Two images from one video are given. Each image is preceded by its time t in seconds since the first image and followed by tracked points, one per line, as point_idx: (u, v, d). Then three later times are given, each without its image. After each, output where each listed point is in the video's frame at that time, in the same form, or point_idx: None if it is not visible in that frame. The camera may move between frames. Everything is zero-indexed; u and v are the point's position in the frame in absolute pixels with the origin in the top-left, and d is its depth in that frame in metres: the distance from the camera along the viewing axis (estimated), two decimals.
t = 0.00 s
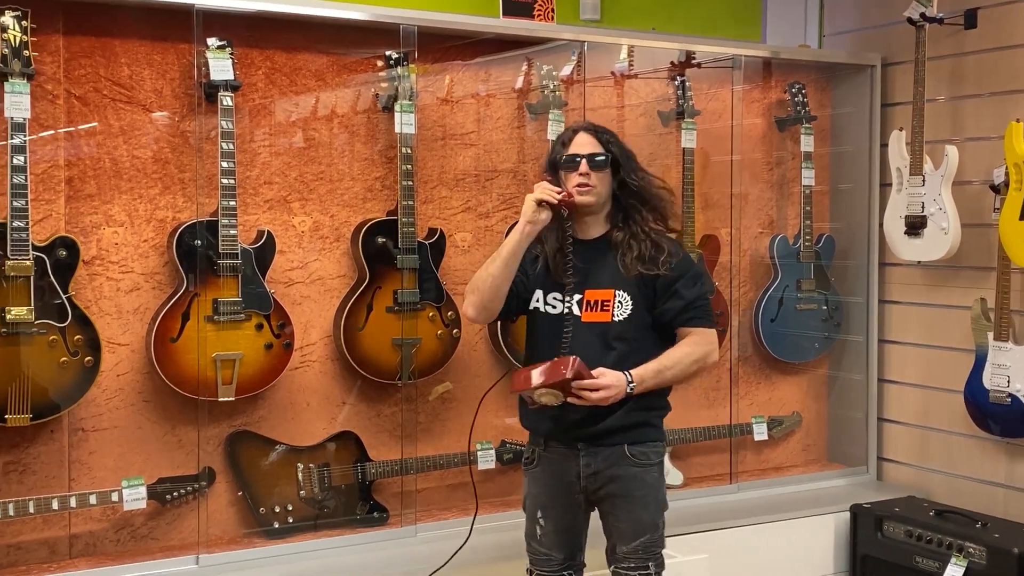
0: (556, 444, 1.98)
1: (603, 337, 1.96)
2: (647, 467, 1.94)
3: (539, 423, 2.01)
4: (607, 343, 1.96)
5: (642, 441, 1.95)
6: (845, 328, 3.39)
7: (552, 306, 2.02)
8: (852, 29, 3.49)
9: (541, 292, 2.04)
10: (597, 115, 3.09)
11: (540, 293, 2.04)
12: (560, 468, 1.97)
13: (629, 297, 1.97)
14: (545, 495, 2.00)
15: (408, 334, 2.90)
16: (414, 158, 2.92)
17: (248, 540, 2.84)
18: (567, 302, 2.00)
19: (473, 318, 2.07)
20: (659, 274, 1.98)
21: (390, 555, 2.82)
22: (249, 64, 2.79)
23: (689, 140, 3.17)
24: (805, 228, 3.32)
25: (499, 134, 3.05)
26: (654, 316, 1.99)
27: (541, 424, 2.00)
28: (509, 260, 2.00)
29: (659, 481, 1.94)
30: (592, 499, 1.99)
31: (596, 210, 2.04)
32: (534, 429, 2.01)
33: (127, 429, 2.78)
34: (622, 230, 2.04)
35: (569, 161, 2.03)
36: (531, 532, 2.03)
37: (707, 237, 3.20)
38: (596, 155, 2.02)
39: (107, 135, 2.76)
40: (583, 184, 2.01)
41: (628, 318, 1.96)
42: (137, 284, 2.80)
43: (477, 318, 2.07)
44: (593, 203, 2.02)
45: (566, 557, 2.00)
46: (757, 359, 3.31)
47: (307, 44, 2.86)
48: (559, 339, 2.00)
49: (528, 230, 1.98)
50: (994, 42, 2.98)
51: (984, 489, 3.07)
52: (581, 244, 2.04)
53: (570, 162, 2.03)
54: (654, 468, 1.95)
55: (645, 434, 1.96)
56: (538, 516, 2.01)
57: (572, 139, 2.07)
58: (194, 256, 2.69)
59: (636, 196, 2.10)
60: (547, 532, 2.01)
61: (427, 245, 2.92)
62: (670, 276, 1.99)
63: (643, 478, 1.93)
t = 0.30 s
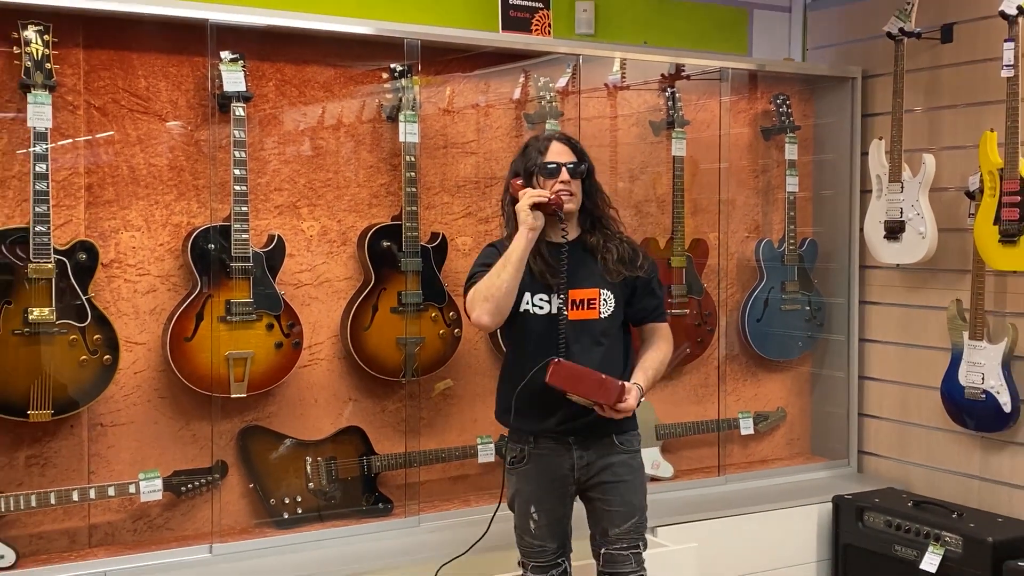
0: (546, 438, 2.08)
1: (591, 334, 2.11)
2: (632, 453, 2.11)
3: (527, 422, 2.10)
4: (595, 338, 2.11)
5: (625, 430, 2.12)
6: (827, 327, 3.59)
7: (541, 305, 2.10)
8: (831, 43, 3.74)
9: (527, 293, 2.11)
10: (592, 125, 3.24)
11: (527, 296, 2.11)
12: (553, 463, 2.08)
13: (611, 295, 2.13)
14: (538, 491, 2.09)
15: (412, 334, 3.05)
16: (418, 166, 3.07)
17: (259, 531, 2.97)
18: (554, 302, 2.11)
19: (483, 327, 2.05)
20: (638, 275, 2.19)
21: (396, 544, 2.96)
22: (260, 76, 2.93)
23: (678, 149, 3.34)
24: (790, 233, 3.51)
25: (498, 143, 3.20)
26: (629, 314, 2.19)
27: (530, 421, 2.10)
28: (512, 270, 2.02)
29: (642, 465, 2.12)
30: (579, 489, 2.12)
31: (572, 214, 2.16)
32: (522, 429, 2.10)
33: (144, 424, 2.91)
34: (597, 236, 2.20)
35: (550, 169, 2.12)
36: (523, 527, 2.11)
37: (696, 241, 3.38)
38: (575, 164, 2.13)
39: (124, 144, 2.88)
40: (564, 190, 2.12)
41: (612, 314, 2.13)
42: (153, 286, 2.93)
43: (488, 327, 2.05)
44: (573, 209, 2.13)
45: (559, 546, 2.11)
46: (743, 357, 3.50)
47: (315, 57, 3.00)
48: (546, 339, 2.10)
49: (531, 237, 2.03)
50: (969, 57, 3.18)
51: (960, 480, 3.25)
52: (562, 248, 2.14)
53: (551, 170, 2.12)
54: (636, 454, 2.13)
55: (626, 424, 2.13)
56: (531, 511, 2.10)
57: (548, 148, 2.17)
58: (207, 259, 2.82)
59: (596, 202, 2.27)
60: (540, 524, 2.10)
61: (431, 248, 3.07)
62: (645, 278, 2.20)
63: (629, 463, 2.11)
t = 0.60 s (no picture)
0: (537, 437, 2.18)
1: (581, 335, 2.19)
2: (619, 449, 2.21)
3: (519, 420, 2.19)
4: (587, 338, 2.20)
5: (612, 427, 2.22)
6: (818, 327, 3.71)
7: (534, 309, 2.19)
8: (821, 51, 3.85)
9: (521, 296, 2.19)
10: (590, 131, 3.34)
11: (521, 299, 2.19)
12: (543, 460, 2.17)
13: (602, 298, 2.23)
14: (530, 486, 2.19)
15: (415, 334, 3.15)
16: (421, 171, 3.17)
17: (268, 525, 3.05)
18: (547, 305, 2.19)
19: (482, 334, 2.15)
20: (625, 280, 2.29)
21: (400, 537, 3.05)
22: (268, 84, 3.03)
23: (673, 154, 3.44)
24: (781, 236, 3.62)
25: (499, 148, 3.30)
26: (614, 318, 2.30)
27: (522, 420, 2.19)
28: (512, 275, 2.10)
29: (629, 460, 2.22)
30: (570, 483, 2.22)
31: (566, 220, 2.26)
32: (515, 427, 2.19)
33: (155, 421, 2.98)
34: (587, 243, 2.30)
35: (547, 177, 2.21)
36: (517, 521, 2.22)
37: (691, 244, 3.48)
38: (570, 171, 2.23)
39: (136, 150, 2.94)
40: (559, 198, 2.22)
41: (601, 316, 2.22)
42: (165, 287, 2.99)
43: (487, 335, 2.14)
44: (568, 215, 2.24)
45: (551, 538, 2.22)
46: (737, 356, 3.61)
47: (321, 65, 3.10)
48: (543, 339, 2.19)
49: (528, 244, 2.11)
50: (955, 65, 3.31)
51: (946, 475, 3.37)
52: (556, 253, 2.25)
53: (547, 178, 2.21)
54: (623, 449, 2.23)
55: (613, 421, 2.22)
56: (523, 506, 2.20)
57: (544, 155, 2.26)
58: (217, 261, 2.91)
59: (588, 207, 2.37)
60: (532, 518, 2.21)
61: (433, 250, 3.17)
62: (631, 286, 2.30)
63: (617, 459, 2.21)
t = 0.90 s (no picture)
0: (534, 438, 2.19)
1: (578, 335, 2.21)
2: (618, 450, 2.22)
3: (516, 421, 2.20)
4: (585, 339, 2.21)
5: (610, 428, 2.22)
6: (818, 327, 3.71)
7: (532, 310, 2.20)
8: (820, 52, 3.86)
9: (519, 297, 2.19)
10: (590, 132, 3.35)
11: (519, 300, 2.19)
12: (541, 461, 2.18)
13: (600, 300, 2.24)
14: (528, 487, 2.20)
15: (416, 334, 3.16)
16: (422, 172, 3.18)
17: (270, 525, 3.06)
18: (546, 305, 2.20)
19: (478, 336, 2.15)
20: (624, 283, 2.30)
21: (402, 537, 3.06)
22: (269, 86, 3.04)
23: (673, 155, 3.45)
24: (780, 237, 3.63)
25: (499, 149, 3.31)
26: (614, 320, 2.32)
27: (520, 421, 2.20)
28: (513, 278, 2.10)
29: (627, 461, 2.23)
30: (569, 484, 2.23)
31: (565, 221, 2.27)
32: (513, 429, 2.20)
33: (157, 422, 2.98)
34: (587, 245, 2.32)
35: (548, 178, 2.22)
36: (516, 522, 2.23)
37: (691, 245, 3.49)
38: (570, 172, 2.24)
39: (137, 151, 2.95)
40: (560, 200, 2.23)
41: (599, 318, 2.23)
42: (166, 289, 3.00)
43: (484, 337, 2.15)
44: (568, 216, 2.25)
45: (550, 539, 2.24)
46: (737, 356, 3.62)
47: (321, 67, 3.11)
48: (543, 341, 2.20)
49: (530, 248, 2.11)
50: (954, 66, 3.32)
51: (947, 474, 3.38)
52: (554, 254, 2.26)
53: (548, 180, 2.22)
54: (622, 449, 2.23)
55: (612, 421, 2.23)
56: (522, 507, 2.21)
57: (544, 156, 2.27)
58: (219, 262, 2.92)
59: (587, 208, 2.39)
60: (530, 518, 2.22)
61: (434, 251, 3.19)
62: (630, 289, 2.32)
63: (615, 460, 2.21)
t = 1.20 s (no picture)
0: (532, 439, 2.19)
1: (578, 334, 2.21)
2: (616, 450, 2.22)
3: (514, 423, 2.20)
4: (585, 339, 2.21)
5: (607, 429, 2.22)
6: (819, 327, 3.71)
7: (531, 310, 2.19)
8: (821, 52, 3.86)
9: (518, 297, 2.19)
10: (590, 132, 3.35)
11: (518, 300, 2.19)
12: (539, 461, 2.18)
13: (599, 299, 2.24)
14: (527, 488, 2.20)
15: (417, 335, 3.16)
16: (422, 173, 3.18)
17: (271, 527, 3.06)
18: (545, 305, 2.20)
19: (475, 337, 2.14)
20: (622, 282, 2.31)
21: (403, 538, 3.06)
22: (270, 87, 3.04)
23: (673, 155, 3.45)
24: (781, 236, 3.63)
25: (499, 150, 3.31)
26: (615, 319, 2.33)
27: (519, 422, 2.20)
28: (510, 280, 2.10)
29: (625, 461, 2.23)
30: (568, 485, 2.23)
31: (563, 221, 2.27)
32: (511, 430, 2.20)
33: (158, 424, 2.98)
34: (586, 245, 2.32)
35: (544, 179, 2.22)
36: (515, 523, 2.23)
37: (691, 245, 3.49)
38: (567, 173, 2.24)
39: (137, 153, 2.95)
40: (556, 201, 2.23)
41: (598, 318, 2.23)
42: (167, 290, 3.00)
43: (482, 340, 2.14)
44: (564, 218, 2.25)
45: (550, 540, 2.24)
46: (738, 356, 3.62)
47: (321, 68, 3.11)
48: (543, 341, 2.19)
49: (526, 250, 2.11)
50: (953, 66, 3.32)
51: (948, 474, 3.38)
52: (551, 254, 2.26)
53: (544, 181, 2.22)
54: (620, 450, 2.23)
55: (609, 422, 2.23)
56: (521, 508, 2.21)
57: (541, 157, 2.27)
58: (220, 263, 2.92)
59: (584, 209, 2.39)
60: (530, 519, 2.22)
61: (434, 252, 3.19)
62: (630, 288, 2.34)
63: (613, 460, 2.21)
